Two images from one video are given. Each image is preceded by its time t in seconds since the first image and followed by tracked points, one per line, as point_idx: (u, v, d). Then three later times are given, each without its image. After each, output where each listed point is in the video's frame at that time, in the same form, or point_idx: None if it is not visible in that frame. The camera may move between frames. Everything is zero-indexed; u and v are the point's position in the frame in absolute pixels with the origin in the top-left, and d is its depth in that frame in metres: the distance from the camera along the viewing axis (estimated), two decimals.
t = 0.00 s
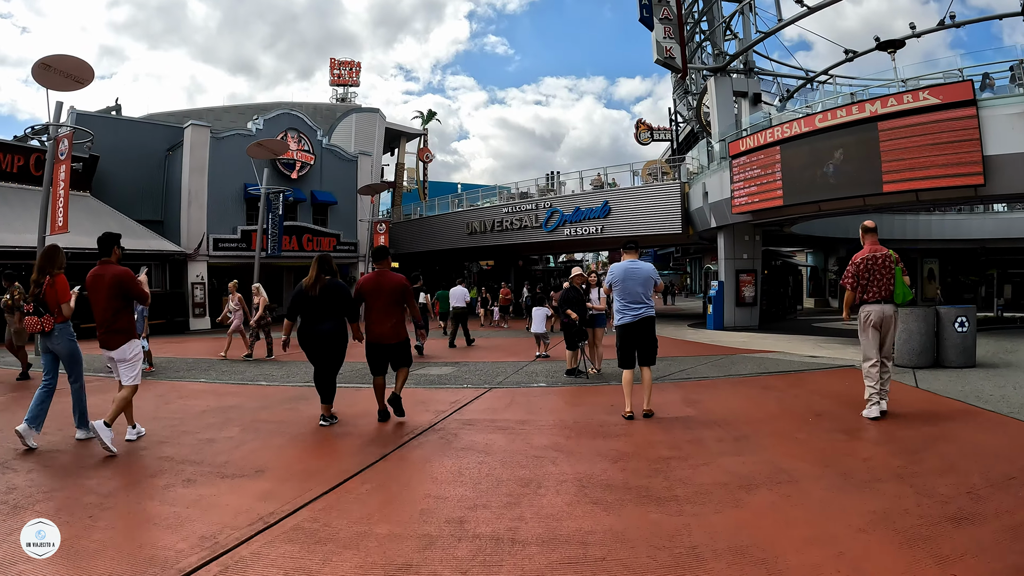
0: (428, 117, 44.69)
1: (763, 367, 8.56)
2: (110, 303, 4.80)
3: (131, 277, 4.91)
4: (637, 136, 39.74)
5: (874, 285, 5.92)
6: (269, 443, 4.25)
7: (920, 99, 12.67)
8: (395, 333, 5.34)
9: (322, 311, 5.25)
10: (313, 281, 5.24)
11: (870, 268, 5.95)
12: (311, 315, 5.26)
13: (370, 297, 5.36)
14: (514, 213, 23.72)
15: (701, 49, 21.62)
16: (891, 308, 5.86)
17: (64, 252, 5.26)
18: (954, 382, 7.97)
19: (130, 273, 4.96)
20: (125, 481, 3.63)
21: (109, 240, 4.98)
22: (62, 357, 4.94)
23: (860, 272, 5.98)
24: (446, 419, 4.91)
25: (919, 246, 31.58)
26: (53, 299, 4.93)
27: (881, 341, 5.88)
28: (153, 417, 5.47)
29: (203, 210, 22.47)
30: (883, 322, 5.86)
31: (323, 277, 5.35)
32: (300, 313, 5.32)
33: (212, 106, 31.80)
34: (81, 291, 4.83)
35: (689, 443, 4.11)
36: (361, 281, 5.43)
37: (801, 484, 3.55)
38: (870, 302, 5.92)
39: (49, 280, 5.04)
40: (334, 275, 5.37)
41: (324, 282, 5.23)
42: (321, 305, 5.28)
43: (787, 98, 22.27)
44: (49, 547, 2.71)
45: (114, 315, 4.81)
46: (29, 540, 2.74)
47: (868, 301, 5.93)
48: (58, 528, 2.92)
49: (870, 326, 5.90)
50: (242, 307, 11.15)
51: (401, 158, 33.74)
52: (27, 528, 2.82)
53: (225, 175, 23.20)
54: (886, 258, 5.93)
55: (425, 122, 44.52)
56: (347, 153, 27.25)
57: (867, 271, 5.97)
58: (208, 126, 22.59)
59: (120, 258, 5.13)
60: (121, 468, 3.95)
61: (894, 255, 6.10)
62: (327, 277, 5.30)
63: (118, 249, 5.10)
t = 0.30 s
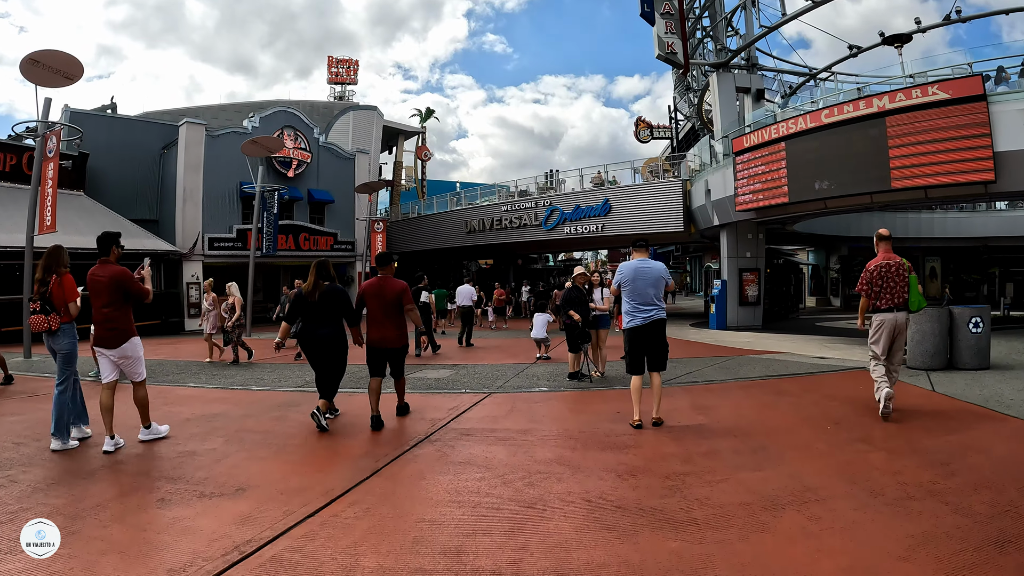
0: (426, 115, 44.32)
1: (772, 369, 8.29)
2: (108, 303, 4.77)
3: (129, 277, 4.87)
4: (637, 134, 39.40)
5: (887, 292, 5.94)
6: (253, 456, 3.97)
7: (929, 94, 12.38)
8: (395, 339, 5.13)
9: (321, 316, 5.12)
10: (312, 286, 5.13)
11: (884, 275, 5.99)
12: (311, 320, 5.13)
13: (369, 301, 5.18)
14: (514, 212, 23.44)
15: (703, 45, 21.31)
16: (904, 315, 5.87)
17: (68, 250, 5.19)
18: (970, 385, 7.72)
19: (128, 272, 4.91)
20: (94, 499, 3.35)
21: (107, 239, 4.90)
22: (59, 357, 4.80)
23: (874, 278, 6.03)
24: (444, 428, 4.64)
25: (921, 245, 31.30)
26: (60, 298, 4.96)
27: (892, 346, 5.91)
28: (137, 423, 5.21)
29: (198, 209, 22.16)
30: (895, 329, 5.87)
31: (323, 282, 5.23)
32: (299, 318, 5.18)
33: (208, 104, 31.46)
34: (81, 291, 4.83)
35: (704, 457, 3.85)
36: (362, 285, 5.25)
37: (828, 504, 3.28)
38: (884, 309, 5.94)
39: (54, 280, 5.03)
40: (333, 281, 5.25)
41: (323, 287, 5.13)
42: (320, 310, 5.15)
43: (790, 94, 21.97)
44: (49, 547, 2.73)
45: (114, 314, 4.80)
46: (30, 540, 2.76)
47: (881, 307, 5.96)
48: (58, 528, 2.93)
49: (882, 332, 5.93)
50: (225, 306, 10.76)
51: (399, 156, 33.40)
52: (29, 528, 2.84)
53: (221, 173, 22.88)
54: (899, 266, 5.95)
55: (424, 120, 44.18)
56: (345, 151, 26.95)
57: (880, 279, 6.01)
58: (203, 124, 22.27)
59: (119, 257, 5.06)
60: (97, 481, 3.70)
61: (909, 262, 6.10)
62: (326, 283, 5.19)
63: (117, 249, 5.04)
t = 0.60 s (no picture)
0: (425, 114, 44.01)
1: (783, 370, 8.02)
2: (123, 303, 4.72)
3: (141, 276, 4.82)
4: (638, 133, 39.13)
5: (899, 284, 5.97)
6: (241, 465, 3.70)
7: (939, 89, 12.12)
8: (402, 334, 5.23)
9: (323, 312, 5.19)
10: (315, 283, 5.20)
11: (896, 267, 6.00)
12: (313, 315, 5.20)
13: (377, 298, 5.28)
14: (514, 210, 23.16)
15: (706, 41, 21.03)
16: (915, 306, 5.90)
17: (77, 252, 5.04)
18: (987, 386, 7.48)
19: (139, 272, 4.84)
20: (67, 512, 3.09)
21: (115, 239, 4.85)
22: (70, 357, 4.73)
23: (886, 270, 6.02)
24: (446, 434, 4.39)
25: (924, 244, 31.03)
26: (69, 302, 4.86)
27: (905, 337, 5.95)
28: (124, 428, 4.95)
29: (195, 207, 21.85)
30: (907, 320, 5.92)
31: (326, 278, 5.30)
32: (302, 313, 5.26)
33: (206, 103, 31.15)
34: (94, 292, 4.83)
35: (724, 466, 3.61)
36: (369, 281, 5.35)
37: (863, 518, 3.02)
38: (896, 300, 5.95)
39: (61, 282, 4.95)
40: (337, 276, 5.31)
41: (325, 284, 5.19)
42: (323, 306, 5.21)
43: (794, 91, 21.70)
44: (49, 547, 2.64)
45: (128, 312, 4.75)
46: (29, 540, 2.67)
47: (893, 299, 5.97)
48: (58, 528, 2.84)
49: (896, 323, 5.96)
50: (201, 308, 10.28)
51: (399, 155, 33.11)
52: (28, 529, 2.75)
53: (218, 171, 22.59)
54: (911, 258, 5.99)
55: (422, 118, 43.85)
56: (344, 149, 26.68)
57: (893, 270, 6.01)
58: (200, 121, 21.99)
59: (128, 257, 4.99)
60: (77, 490, 3.46)
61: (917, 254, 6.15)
62: (328, 278, 5.25)
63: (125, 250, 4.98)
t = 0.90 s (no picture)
0: (426, 113, 43.74)
1: (796, 375, 7.76)
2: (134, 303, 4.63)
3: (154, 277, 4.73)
4: (639, 133, 38.88)
5: (905, 292, 5.86)
6: (232, 482, 3.46)
7: (951, 87, 11.86)
8: (403, 340, 5.00)
9: (333, 318, 5.15)
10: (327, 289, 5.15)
11: (902, 276, 5.90)
12: (324, 321, 5.16)
13: (381, 303, 5.09)
14: (516, 210, 22.92)
15: (711, 39, 20.75)
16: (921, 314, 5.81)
17: (83, 251, 4.96)
18: (1006, 392, 7.24)
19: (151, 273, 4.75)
20: (41, 533, 2.85)
21: (128, 239, 4.75)
22: (84, 358, 4.75)
23: (892, 279, 5.93)
24: (451, 446, 4.13)
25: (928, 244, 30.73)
26: (76, 301, 4.76)
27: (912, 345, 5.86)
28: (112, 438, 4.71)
29: (192, 207, 21.58)
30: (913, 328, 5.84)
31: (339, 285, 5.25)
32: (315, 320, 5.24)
33: (205, 102, 30.88)
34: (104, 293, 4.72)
35: (748, 483, 3.36)
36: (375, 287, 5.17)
37: (906, 543, 2.77)
38: (902, 309, 5.86)
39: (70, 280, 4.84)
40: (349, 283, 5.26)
41: (337, 290, 5.14)
42: (334, 312, 5.17)
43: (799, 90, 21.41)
44: (49, 547, 2.66)
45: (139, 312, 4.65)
46: (29, 540, 2.69)
47: (899, 307, 5.88)
48: (57, 528, 2.86)
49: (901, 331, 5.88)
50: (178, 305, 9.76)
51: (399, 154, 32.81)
52: (27, 529, 2.77)
53: (216, 170, 22.33)
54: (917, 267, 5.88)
55: (422, 117, 43.57)
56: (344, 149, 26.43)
57: (899, 279, 5.91)
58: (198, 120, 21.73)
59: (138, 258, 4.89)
60: (55, 507, 3.23)
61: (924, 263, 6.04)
62: (341, 285, 5.20)
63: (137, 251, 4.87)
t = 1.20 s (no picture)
0: (427, 113, 43.50)
1: (809, 379, 7.51)
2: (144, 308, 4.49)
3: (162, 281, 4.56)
4: (642, 133, 38.61)
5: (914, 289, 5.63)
6: (219, 496, 3.22)
7: (963, 84, 11.59)
8: (411, 337, 4.90)
9: (343, 315, 4.98)
10: (337, 286, 4.98)
11: (911, 273, 5.66)
12: (334, 319, 4.98)
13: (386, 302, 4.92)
14: (518, 210, 22.68)
15: (716, 37, 20.48)
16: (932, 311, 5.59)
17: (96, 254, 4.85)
18: None
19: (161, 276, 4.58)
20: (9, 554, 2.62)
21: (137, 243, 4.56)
22: (103, 360, 4.62)
23: (901, 276, 5.71)
24: (454, 456, 3.90)
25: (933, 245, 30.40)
26: (95, 304, 4.64)
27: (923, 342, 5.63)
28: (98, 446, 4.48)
29: (192, 206, 21.36)
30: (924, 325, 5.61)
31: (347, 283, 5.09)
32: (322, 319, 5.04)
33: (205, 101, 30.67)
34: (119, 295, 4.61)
35: (775, 499, 3.12)
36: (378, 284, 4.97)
37: (954, 568, 2.51)
38: (912, 306, 5.64)
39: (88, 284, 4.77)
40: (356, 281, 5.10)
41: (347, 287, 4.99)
42: (344, 309, 5.01)
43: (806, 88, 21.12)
44: (51, 547, 2.45)
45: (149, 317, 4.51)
46: (29, 540, 2.46)
47: (908, 304, 5.65)
48: (63, 526, 2.60)
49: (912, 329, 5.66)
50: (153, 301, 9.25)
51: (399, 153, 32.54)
52: (27, 524, 2.51)
53: (216, 169, 22.12)
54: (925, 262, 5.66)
55: (423, 116, 43.37)
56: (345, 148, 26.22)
57: (908, 276, 5.68)
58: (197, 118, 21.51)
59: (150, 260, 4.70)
60: (30, 524, 3.00)
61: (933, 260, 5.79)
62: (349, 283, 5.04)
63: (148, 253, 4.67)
